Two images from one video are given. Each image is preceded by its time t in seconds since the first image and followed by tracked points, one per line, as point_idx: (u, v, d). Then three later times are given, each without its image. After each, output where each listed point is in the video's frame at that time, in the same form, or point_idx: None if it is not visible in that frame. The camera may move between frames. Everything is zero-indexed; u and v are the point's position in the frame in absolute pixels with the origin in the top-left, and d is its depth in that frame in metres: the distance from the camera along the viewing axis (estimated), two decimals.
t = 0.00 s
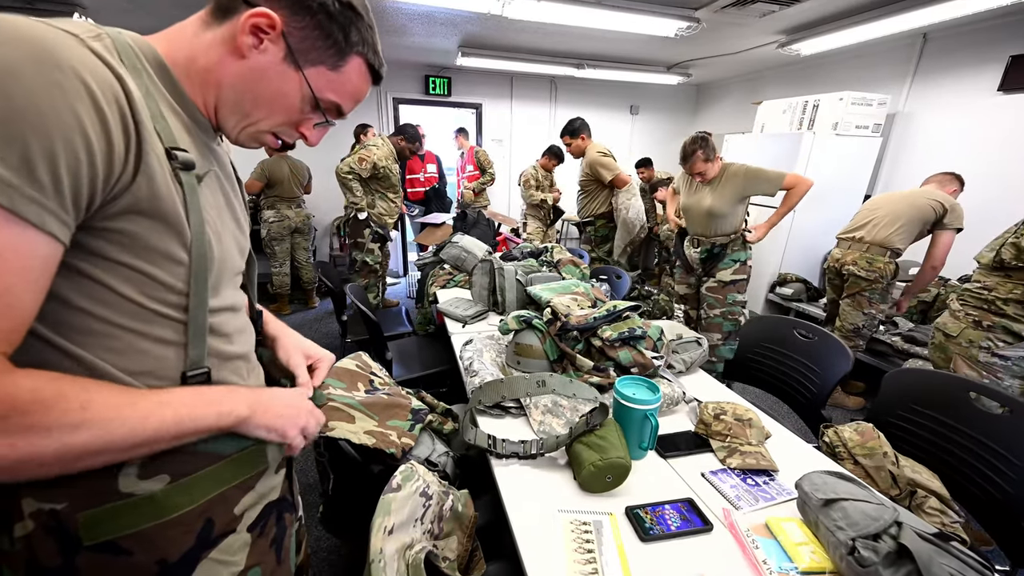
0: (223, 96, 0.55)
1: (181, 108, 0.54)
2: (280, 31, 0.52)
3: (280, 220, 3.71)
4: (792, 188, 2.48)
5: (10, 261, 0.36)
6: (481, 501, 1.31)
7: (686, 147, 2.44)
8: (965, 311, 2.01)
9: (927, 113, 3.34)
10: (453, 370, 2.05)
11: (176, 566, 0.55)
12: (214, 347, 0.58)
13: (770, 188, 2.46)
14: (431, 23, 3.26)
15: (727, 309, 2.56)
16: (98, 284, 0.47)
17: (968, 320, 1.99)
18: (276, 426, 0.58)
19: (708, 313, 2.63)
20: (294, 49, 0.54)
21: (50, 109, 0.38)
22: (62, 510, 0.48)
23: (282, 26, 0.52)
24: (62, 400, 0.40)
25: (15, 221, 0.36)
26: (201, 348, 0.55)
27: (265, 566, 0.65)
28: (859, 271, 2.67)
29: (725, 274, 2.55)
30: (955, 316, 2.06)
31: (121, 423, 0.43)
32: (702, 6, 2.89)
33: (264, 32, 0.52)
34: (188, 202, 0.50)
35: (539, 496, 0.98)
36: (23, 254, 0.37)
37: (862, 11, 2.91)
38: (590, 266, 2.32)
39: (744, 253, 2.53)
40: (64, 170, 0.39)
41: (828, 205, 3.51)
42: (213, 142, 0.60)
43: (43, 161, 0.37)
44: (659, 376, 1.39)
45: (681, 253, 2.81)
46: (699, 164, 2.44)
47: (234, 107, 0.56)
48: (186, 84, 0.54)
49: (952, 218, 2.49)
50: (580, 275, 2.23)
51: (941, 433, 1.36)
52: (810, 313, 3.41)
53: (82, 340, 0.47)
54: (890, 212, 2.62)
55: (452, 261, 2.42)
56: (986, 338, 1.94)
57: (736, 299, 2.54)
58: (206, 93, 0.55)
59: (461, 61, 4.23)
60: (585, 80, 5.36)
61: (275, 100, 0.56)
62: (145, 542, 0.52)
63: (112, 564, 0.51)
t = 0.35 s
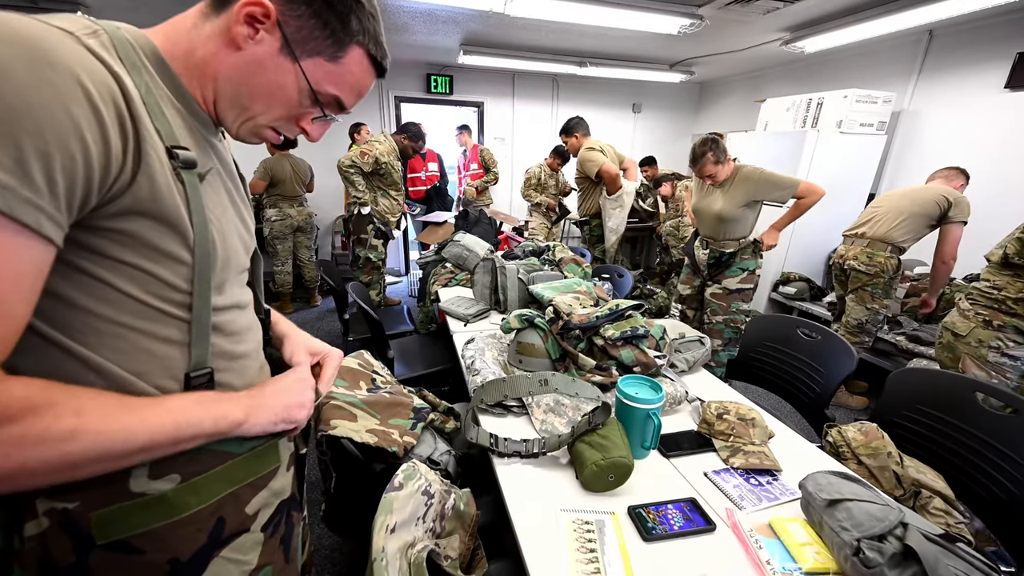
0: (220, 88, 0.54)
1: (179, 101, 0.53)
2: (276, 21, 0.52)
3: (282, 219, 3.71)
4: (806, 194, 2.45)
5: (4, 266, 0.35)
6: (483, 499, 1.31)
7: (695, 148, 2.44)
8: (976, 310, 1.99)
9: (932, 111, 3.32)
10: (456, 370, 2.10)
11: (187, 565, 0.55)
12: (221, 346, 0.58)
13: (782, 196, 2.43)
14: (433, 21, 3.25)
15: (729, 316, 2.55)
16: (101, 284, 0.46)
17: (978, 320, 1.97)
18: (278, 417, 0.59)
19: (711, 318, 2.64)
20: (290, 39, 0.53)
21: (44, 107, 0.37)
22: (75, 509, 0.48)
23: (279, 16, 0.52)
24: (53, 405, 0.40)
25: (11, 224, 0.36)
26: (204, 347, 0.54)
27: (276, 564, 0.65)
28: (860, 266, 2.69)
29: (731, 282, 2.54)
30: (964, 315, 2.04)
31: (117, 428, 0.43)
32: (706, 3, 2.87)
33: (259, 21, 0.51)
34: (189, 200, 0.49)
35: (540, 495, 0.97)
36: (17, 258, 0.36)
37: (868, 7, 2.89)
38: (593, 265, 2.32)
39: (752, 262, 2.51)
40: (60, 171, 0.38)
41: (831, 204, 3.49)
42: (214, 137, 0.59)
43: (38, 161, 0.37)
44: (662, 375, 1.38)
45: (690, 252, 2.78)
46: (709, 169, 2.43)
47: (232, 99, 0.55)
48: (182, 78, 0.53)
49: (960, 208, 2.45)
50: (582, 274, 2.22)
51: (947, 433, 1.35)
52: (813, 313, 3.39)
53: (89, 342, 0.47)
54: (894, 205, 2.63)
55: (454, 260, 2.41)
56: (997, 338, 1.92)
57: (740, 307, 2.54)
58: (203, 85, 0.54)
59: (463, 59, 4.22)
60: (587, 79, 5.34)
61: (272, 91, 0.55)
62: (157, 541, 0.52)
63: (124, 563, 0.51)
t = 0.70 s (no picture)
0: (230, 93, 0.54)
1: (182, 105, 0.53)
2: (294, 32, 0.53)
3: (284, 218, 3.71)
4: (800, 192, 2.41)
5: None
6: (484, 499, 1.31)
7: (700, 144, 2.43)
8: (976, 309, 1.98)
9: (933, 111, 3.31)
10: (457, 371, 2.06)
11: (189, 569, 0.55)
12: (221, 350, 0.58)
13: (775, 196, 2.44)
14: (434, 21, 3.25)
15: (729, 303, 2.53)
16: (101, 294, 0.46)
17: (979, 319, 1.96)
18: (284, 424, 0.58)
19: (710, 307, 2.61)
20: (307, 51, 0.54)
21: (42, 117, 0.37)
22: (75, 515, 0.48)
23: (297, 27, 0.52)
24: (43, 424, 0.40)
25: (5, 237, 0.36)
26: (206, 353, 0.54)
27: (277, 567, 0.65)
28: (863, 258, 2.68)
29: (722, 270, 2.54)
30: (965, 313, 2.03)
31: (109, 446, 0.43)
32: (708, 3, 2.86)
33: (278, 32, 0.52)
34: (188, 207, 0.49)
35: (542, 495, 0.97)
36: (10, 271, 0.36)
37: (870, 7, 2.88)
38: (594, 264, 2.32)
39: (741, 248, 2.50)
40: (55, 183, 0.38)
41: (833, 203, 3.48)
42: (214, 139, 0.58)
43: (32, 171, 0.37)
44: (664, 375, 1.38)
45: (687, 249, 2.79)
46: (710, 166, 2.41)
47: (240, 105, 0.55)
48: (188, 81, 0.53)
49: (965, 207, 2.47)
50: (583, 273, 2.22)
51: (950, 433, 1.34)
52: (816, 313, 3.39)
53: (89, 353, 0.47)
54: (897, 203, 2.67)
55: (456, 259, 2.41)
56: (996, 337, 1.92)
57: (737, 293, 2.52)
58: (211, 90, 0.54)
59: (465, 58, 4.22)
60: (589, 78, 5.34)
61: (283, 98, 0.55)
62: (157, 546, 0.52)
63: (126, 567, 0.51)
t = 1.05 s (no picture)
0: (244, 102, 0.54)
1: (183, 106, 0.52)
2: (312, 43, 0.54)
3: (285, 218, 3.72)
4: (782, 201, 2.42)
5: (22, 299, 0.35)
6: (484, 499, 1.31)
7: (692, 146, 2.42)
8: (974, 310, 1.98)
9: (935, 110, 3.31)
10: (457, 369, 2.06)
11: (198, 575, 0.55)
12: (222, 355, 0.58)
13: (763, 199, 2.43)
14: (436, 21, 3.25)
15: (723, 307, 2.49)
16: (109, 306, 0.46)
17: (978, 319, 1.96)
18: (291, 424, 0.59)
19: (704, 311, 2.58)
20: (323, 58, 0.56)
21: (60, 129, 0.36)
22: (80, 528, 0.47)
23: (311, 36, 0.53)
24: (84, 434, 0.39)
25: (27, 251, 0.35)
26: (214, 356, 0.55)
27: (282, 570, 0.66)
28: (866, 255, 2.67)
29: (715, 275, 2.51)
30: (964, 313, 2.02)
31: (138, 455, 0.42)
32: (709, 3, 2.86)
33: (297, 44, 0.53)
34: (191, 209, 0.49)
35: (542, 495, 0.97)
36: (32, 286, 0.35)
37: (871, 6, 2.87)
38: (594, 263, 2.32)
39: (735, 254, 2.45)
40: (77, 196, 0.38)
41: (835, 203, 3.48)
42: (208, 139, 0.57)
43: (54, 185, 0.36)
44: (665, 375, 1.38)
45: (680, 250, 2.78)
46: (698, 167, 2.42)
47: (255, 113, 0.56)
48: (192, 88, 0.52)
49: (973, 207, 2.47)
50: (585, 273, 2.21)
51: (951, 433, 1.34)
52: (818, 312, 3.38)
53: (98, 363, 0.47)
54: (903, 203, 2.67)
55: (457, 259, 2.41)
56: (995, 338, 1.91)
57: (730, 297, 2.48)
58: (220, 96, 0.54)
59: (466, 58, 4.22)
60: (591, 77, 5.33)
61: (302, 106, 0.57)
62: (165, 553, 0.52)
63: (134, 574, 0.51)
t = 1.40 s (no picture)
0: (241, 87, 0.47)
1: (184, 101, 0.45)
2: (304, 10, 0.46)
3: (285, 218, 3.72)
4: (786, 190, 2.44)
5: (99, 323, 0.30)
6: (484, 499, 1.31)
7: (684, 146, 2.42)
8: (977, 311, 1.97)
9: (937, 111, 3.30)
10: (457, 369, 2.06)
11: None
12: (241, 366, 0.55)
13: (762, 193, 2.42)
14: (436, 21, 3.26)
15: (719, 309, 2.49)
16: (143, 324, 0.41)
17: (979, 321, 1.95)
18: (319, 422, 0.56)
19: (700, 314, 2.58)
20: (318, 27, 0.48)
21: (118, 129, 0.31)
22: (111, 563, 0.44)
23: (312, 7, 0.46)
24: (170, 457, 0.36)
25: (101, 268, 0.30)
26: (237, 369, 0.51)
27: None
28: (867, 254, 2.67)
29: (712, 277, 2.50)
30: (964, 314, 2.02)
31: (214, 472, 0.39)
32: (709, 3, 2.86)
33: (288, 13, 0.45)
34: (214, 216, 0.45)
35: (539, 494, 0.97)
36: (107, 310, 0.30)
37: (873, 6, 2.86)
38: (595, 263, 2.31)
39: (730, 254, 2.46)
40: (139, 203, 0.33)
41: (836, 203, 3.47)
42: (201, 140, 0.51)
43: (121, 192, 0.31)
44: (664, 375, 1.38)
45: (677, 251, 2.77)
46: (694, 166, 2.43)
47: (253, 97, 0.49)
48: (185, 76, 0.44)
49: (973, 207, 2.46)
50: (585, 273, 2.21)
51: (952, 434, 1.34)
52: (819, 313, 3.38)
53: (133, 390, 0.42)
54: (905, 203, 2.67)
55: (457, 259, 2.41)
56: (996, 338, 1.91)
57: (727, 300, 2.47)
58: (213, 84, 0.46)
59: (466, 58, 4.22)
60: (590, 78, 5.34)
61: (302, 86, 0.51)
62: None
63: None
